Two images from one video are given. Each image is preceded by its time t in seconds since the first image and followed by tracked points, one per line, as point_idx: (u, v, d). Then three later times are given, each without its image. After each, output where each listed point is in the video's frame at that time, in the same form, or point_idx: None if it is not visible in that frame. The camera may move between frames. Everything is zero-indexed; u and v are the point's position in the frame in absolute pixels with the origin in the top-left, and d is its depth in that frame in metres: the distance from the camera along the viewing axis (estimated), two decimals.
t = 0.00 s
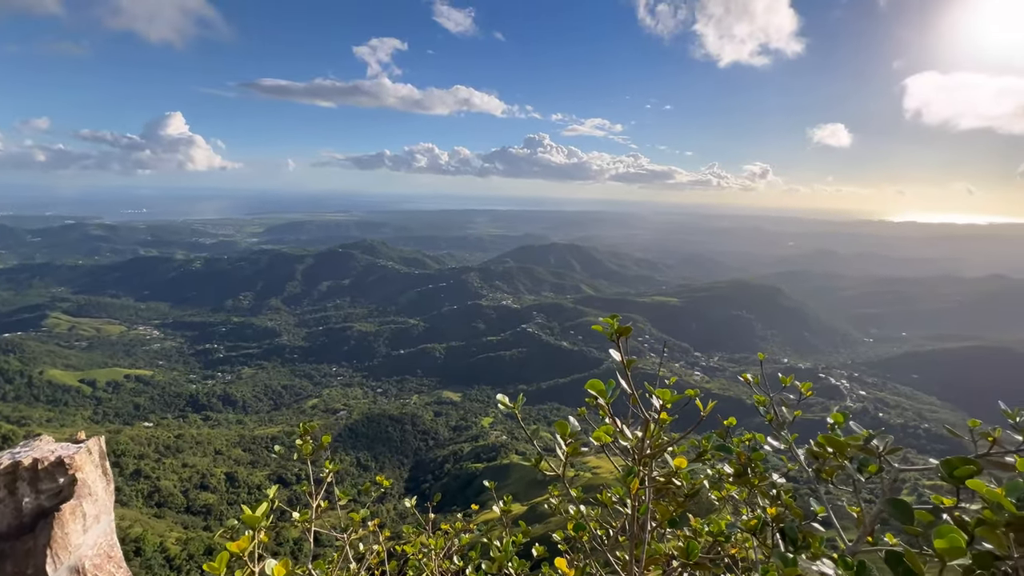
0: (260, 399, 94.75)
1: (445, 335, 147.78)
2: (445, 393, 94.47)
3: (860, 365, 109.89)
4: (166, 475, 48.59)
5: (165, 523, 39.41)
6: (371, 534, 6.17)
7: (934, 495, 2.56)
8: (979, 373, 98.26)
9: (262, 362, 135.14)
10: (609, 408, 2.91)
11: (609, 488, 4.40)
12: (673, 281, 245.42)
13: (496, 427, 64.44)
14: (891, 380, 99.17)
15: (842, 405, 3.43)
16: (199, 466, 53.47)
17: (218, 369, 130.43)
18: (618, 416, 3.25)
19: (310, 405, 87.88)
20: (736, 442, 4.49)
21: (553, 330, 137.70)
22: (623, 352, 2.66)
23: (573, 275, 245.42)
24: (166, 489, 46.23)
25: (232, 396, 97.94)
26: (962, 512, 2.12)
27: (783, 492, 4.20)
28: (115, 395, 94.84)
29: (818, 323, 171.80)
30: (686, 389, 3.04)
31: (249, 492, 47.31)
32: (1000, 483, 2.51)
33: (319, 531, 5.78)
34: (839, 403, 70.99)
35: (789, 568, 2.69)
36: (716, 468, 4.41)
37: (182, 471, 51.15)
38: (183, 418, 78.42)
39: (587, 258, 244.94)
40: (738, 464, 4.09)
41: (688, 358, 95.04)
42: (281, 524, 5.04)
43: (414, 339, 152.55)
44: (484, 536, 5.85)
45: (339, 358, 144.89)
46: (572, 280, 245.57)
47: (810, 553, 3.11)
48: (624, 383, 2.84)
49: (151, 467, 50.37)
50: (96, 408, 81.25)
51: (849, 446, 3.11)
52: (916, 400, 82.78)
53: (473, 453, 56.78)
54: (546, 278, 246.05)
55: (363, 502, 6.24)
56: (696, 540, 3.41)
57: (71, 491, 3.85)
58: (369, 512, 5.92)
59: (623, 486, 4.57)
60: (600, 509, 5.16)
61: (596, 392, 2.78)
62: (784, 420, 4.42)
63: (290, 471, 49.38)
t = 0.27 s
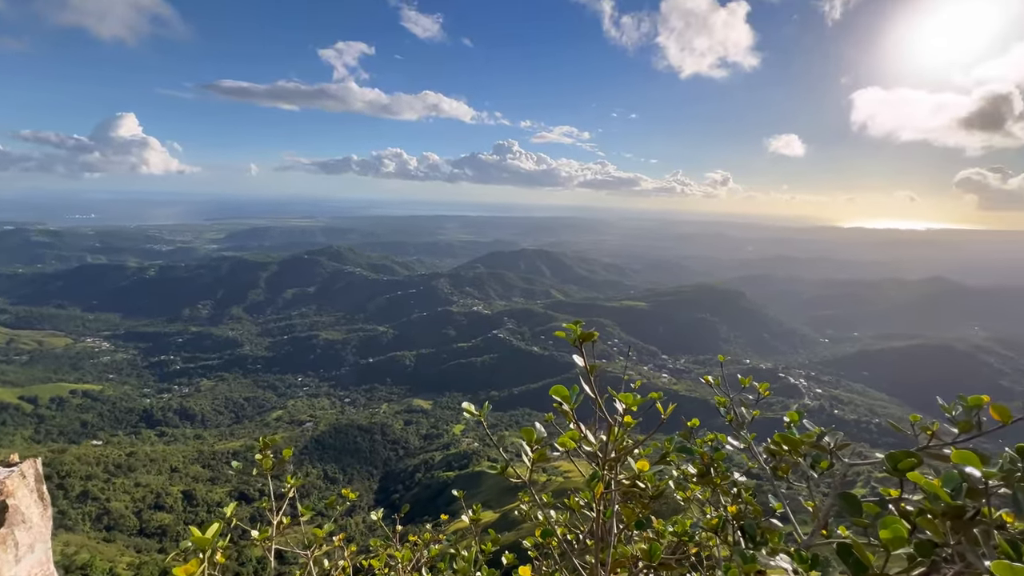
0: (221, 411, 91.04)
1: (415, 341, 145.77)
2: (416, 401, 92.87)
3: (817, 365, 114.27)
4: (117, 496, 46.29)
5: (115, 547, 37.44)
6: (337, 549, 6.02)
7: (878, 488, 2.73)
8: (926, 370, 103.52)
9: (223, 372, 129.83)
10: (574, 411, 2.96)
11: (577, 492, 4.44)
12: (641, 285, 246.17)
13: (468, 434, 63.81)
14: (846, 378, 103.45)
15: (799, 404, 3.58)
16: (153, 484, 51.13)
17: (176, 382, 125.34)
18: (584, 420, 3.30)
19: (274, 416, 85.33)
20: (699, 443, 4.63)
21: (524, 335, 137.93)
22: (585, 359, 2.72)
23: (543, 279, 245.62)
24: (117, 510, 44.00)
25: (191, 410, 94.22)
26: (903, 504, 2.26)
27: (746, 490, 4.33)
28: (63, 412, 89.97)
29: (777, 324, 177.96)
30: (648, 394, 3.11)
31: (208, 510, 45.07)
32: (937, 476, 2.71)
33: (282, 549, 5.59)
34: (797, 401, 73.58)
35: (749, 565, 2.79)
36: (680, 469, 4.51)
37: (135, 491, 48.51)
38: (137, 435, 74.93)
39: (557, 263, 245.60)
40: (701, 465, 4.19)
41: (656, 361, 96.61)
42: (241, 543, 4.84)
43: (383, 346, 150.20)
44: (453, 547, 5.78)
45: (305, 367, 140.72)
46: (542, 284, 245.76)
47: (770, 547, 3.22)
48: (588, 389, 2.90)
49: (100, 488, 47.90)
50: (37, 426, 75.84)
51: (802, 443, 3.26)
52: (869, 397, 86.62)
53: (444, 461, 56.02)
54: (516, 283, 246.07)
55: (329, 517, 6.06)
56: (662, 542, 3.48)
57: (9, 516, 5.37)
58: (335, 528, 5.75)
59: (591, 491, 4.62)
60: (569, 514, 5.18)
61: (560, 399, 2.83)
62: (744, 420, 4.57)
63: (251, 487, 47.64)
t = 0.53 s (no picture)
0: (175, 426, 86.83)
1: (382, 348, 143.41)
2: (383, 409, 91.04)
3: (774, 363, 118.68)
4: (59, 521, 43.46)
5: None
6: (298, 566, 5.76)
7: (826, 479, 2.85)
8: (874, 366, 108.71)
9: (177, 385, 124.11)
10: (537, 416, 2.97)
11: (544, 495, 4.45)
12: (608, 288, 245.51)
13: (437, 440, 63.04)
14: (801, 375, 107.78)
15: (753, 401, 3.70)
16: (99, 506, 48.28)
17: (126, 396, 119.08)
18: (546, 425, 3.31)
19: (232, 429, 82.05)
20: (661, 442, 4.72)
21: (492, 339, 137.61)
22: (547, 363, 2.72)
23: (512, 284, 245.73)
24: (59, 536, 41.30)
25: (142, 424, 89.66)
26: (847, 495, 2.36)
27: (706, 486, 4.44)
28: None
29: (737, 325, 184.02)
30: (609, 396, 3.14)
31: (161, 531, 42.81)
32: (879, 465, 2.85)
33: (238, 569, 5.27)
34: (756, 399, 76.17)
35: (709, 562, 2.85)
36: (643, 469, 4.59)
37: (80, 514, 45.61)
38: (82, 454, 70.70)
39: (525, 267, 245.65)
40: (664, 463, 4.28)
41: (622, 362, 98.07)
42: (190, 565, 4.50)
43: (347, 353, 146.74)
44: (419, 558, 5.65)
45: (266, 376, 136.19)
46: (511, 288, 246.30)
47: (728, 542, 3.31)
48: (550, 392, 2.91)
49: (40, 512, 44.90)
50: None
51: (757, 440, 3.38)
52: (822, 393, 90.32)
53: (414, 469, 54.92)
54: (484, 288, 245.65)
55: (288, 533, 5.74)
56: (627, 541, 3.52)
57: None
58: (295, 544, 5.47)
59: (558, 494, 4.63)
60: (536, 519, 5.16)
61: (523, 403, 2.82)
62: (702, 420, 4.70)
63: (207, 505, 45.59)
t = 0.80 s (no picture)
0: (124, 442, 82.47)
1: (348, 354, 140.59)
2: (349, 417, 88.97)
3: (735, 361, 122.47)
4: None
5: None
6: None
7: (781, 472, 2.95)
8: (828, 362, 113.43)
9: (126, 399, 117.90)
10: (500, 420, 2.97)
11: (508, 503, 4.38)
12: (575, 290, 245.85)
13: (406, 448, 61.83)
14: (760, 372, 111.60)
15: (711, 399, 3.81)
16: (39, 531, 45.18)
17: (71, 412, 112.34)
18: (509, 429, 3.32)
19: (187, 444, 78.43)
20: (625, 442, 4.78)
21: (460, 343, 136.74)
22: (510, 368, 2.72)
23: (481, 288, 245.80)
24: None
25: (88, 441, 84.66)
26: (800, 488, 2.45)
27: (669, 485, 4.54)
28: None
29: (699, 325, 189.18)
30: (572, 398, 3.15)
31: (110, 554, 40.45)
32: (829, 456, 2.97)
33: None
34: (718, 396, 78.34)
35: (671, 561, 2.88)
36: (608, 468, 4.63)
37: (17, 541, 42.57)
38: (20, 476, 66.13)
39: (492, 271, 245.35)
40: (628, 463, 4.33)
41: (590, 364, 99.12)
42: None
43: (312, 362, 142.63)
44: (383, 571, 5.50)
45: (226, 386, 131.33)
46: (479, 291, 246.46)
47: (690, 538, 3.38)
48: (512, 396, 2.92)
49: None
50: None
51: (716, 437, 3.47)
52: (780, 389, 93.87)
53: (382, 478, 53.54)
54: (453, 292, 245.49)
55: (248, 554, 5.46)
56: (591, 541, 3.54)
57: None
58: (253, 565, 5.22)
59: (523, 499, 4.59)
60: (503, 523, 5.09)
61: (486, 407, 2.81)
62: (664, 420, 4.80)
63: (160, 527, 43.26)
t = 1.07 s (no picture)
0: (69, 460, 77.62)
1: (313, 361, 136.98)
2: (314, 426, 86.41)
3: (699, 360, 125.70)
4: None
5: None
6: None
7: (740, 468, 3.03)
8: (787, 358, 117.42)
9: (71, 414, 111.33)
10: (464, 425, 2.95)
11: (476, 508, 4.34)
12: (544, 292, 245.90)
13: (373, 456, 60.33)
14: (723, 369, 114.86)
15: (674, 399, 3.88)
16: None
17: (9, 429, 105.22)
18: (475, 435, 3.29)
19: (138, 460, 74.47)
20: (592, 442, 4.83)
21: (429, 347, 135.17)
22: (475, 372, 2.69)
23: (450, 291, 245.99)
24: None
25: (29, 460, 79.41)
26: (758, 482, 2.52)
27: (634, 484, 4.61)
28: None
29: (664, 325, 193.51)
30: (537, 401, 3.15)
31: None
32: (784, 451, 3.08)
33: None
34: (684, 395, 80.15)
35: (636, 559, 2.92)
36: (576, 469, 4.65)
37: None
38: None
39: (460, 275, 245.64)
40: (595, 463, 4.36)
41: (560, 366, 99.82)
42: None
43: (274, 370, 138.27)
44: None
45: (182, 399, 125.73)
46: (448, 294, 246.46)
47: (655, 536, 3.44)
48: (477, 402, 2.90)
49: None
50: None
51: (678, 435, 3.55)
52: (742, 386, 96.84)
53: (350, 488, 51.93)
54: (421, 296, 245.14)
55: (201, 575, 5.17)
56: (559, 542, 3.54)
57: None
58: None
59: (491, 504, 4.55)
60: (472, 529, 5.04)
61: (451, 413, 2.77)
62: (629, 419, 4.87)
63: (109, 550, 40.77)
